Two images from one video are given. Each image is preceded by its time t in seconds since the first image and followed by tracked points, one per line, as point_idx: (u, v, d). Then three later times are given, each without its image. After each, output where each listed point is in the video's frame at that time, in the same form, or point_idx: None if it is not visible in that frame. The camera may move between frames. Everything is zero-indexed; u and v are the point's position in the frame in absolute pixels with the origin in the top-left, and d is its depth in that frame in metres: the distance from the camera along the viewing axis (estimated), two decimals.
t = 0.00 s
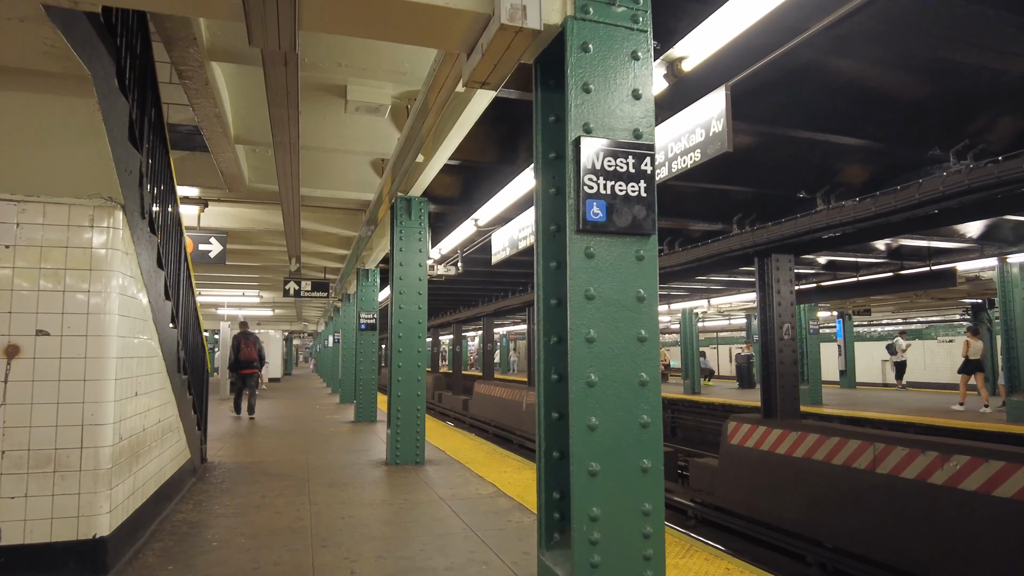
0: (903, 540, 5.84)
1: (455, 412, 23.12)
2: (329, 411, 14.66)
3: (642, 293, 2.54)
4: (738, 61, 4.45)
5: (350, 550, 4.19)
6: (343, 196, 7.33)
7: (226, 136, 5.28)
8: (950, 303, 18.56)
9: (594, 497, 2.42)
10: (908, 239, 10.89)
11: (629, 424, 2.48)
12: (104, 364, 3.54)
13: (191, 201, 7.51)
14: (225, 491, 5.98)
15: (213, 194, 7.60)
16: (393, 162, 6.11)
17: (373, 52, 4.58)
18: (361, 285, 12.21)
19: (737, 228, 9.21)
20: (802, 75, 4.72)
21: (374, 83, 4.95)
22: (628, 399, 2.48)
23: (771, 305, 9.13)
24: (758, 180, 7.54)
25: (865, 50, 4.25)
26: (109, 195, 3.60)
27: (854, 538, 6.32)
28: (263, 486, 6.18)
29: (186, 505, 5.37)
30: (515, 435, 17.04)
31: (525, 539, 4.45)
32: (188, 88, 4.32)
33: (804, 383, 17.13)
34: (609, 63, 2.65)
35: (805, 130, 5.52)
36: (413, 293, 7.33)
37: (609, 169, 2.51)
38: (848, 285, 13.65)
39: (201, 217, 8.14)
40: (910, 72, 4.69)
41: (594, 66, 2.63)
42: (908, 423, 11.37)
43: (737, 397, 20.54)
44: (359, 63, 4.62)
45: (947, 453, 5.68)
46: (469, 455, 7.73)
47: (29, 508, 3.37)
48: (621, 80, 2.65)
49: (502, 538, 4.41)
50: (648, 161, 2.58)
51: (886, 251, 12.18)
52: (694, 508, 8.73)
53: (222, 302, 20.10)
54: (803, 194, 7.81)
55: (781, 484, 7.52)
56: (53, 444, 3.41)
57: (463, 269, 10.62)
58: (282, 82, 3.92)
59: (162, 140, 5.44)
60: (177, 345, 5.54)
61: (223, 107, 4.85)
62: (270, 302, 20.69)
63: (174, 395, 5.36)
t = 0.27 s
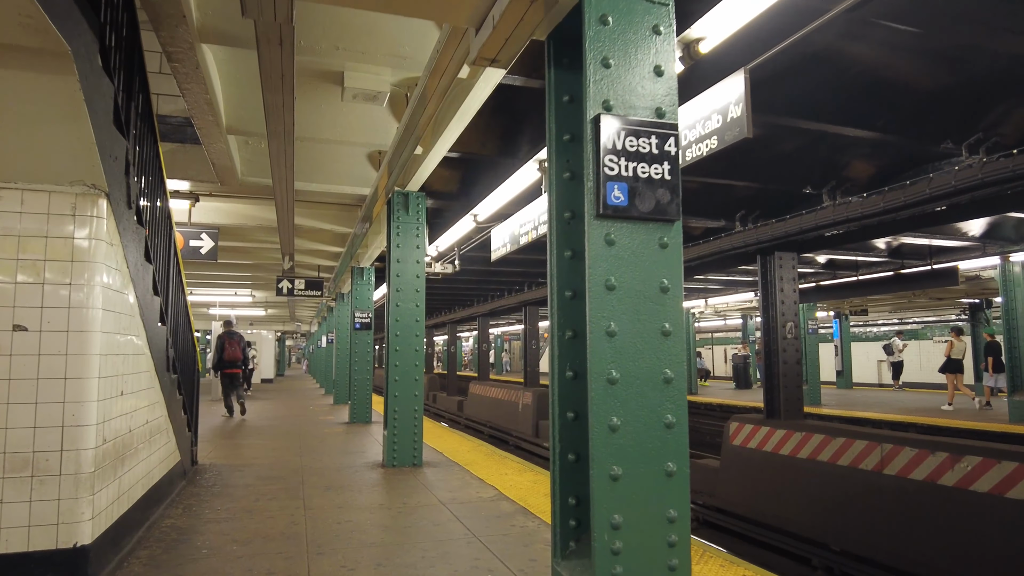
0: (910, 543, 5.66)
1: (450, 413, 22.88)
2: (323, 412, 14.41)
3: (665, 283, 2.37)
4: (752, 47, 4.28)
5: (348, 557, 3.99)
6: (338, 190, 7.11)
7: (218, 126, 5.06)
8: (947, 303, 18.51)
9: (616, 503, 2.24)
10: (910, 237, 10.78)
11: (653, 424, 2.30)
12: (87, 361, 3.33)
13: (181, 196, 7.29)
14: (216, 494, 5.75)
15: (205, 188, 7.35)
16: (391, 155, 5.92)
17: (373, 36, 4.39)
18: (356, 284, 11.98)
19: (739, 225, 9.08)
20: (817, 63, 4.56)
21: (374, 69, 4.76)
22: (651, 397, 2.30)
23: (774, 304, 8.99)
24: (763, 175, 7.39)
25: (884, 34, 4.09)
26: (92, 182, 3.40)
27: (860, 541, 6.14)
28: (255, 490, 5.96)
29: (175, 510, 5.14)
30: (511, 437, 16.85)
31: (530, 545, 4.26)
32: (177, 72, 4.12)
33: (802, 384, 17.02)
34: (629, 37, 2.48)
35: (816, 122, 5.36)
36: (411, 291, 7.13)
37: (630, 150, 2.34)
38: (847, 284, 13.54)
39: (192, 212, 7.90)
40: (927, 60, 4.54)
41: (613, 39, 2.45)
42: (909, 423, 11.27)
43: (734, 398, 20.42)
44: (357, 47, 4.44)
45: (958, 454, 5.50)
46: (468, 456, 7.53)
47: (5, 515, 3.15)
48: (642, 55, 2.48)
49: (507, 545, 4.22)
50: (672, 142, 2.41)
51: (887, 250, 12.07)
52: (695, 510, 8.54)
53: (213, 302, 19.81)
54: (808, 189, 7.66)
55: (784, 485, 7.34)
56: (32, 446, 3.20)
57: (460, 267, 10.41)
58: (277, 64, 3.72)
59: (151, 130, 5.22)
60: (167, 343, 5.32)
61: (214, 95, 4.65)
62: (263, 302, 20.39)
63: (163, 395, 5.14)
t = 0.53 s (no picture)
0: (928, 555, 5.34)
1: (450, 415, 22.60)
2: (321, 414, 14.14)
3: (702, 282, 2.12)
4: (775, 30, 4.02)
5: None
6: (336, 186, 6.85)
7: (210, 117, 4.80)
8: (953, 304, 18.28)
9: (648, 529, 1.98)
10: (922, 236, 10.53)
11: (689, 440, 2.05)
12: (64, 367, 3.07)
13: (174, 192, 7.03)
14: (208, 504, 5.48)
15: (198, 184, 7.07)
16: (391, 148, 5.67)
17: (374, 19, 4.15)
18: (354, 284, 11.71)
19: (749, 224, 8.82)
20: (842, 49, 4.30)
21: (374, 56, 4.53)
22: (688, 409, 2.05)
23: (785, 305, 8.73)
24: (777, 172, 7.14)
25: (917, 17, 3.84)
26: (70, 172, 3.15)
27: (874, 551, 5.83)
28: (249, 499, 5.69)
29: (164, 521, 4.88)
30: (512, 439, 16.58)
31: (541, 561, 4.00)
32: (165, 57, 3.86)
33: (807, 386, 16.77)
34: (661, 8, 2.23)
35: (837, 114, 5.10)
36: (412, 291, 6.88)
37: (663, 132, 2.09)
38: (855, 284, 13.29)
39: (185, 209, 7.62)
40: (959, 46, 4.29)
41: (643, 10, 2.20)
42: (920, 427, 11.02)
43: (737, 400, 20.16)
44: (356, 30, 4.21)
45: (982, 461, 5.21)
46: (471, 462, 7.26)
47: None
48: (674, 28, 2.23)
49: (517, 561, 3.96)
50: (709, 124, 2.16)
51: (896, 250, 11.83)
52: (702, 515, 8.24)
53: (210, 302, 19.55)
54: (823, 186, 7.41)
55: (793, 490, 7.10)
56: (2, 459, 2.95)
57: (461, 266, 10.15)
58: (270, 45, 3.46)
59: (139, 121, 4.96)
60: (156, 345, 5.04)
61: (206, 83, 4.40)
62: (260, 302, 20.10)
63: (152, 401, 4.88)
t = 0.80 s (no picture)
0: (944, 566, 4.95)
1: (451, 417, 22.38)
2: (320, 417, 13.92)
3: (738, 278, 1.91)
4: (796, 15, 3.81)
5: None
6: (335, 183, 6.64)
7: (202, 109, 4.61)
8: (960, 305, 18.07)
9: (680, 555, 1.77)
10: (932, 236, 10.31)
11: (724, 454, 1.84)
12: (41, 370, 2.87)
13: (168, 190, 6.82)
14: (201, 512, 5.26)
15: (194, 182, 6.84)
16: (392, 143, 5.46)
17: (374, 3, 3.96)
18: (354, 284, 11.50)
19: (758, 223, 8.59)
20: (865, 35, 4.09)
21: (374, 43, 4.34)
22: (723, 420, 1.84)
23: (795, 306, 8.51)
24: (788, 169, 6.93)
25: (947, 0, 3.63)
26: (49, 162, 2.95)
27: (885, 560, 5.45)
28: (244, 507, 5.47)
29: (154, 531, 4.66)
30: (514, 442, 16.37)
31: None
32: (154, 43, 3.67)
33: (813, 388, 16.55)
34: None
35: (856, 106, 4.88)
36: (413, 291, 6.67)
37: (695, 113, 1.88)
38: (863, 285, 13.08)
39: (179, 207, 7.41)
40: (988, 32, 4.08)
41: None
42: (931, 431, 10.79)
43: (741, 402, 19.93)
44: (355, 14, 4.03)
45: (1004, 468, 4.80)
46: (474, 468, 7.04)
47: None
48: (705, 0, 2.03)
49: None
50: (744, 104, 1.95)
51: (905, 250, 11.61)
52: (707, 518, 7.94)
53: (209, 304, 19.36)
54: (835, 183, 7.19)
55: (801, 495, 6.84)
56: None
57: (463, 267, 9.93)
58: (263, 27, 3.25)
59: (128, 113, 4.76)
60: (146, 347, 4.83)
61: (197, 72, 4.20)
62: (259, 303, 19.89)
63: (142, 406, 4.68)
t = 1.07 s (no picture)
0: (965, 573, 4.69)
1: (450, 418, 22.18)
2: (317, 417, 13.71)
3: (768, 260, 1.72)
4: None
5: None
6: (331, 176, 6.44)
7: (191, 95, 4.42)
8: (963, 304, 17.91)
9: (707, 568, 1.57)
10: (940, 233, 10.13)
11: (755, 454, 1.65)
12: (10, 366, 2.68)
13: (159, 182, 6.61)
14: (191, 515, 5.07)
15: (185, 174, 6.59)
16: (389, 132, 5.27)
17: None
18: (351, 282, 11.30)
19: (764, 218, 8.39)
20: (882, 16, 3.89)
21: (370, 25, 4.17)
22: (754, 417, 1.65)
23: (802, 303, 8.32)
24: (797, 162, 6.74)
25: None
26: (19, 144, 2.76)
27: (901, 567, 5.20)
28: (236, 510, 5.26)
29: (140, 535, 4.46)
30: (514, 443, 16.18)
31: None
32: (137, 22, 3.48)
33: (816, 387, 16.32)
34: None
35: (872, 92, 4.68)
36: (411, 287, 6.48)
37: (721, 76, 1.70)
38: (868, 283, 12.89)
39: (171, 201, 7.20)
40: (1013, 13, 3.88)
41: None
42: (937, 431, 10.61)
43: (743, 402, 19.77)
44: None
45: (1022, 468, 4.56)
46: (474, 470, 6.86)
47: None
48: None
49: None
50: (774, 68, 1.76)
51: (911, 247, 11.43)
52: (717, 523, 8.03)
53: (206, 303, 19.18)
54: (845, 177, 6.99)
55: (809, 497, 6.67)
56: None
57: (462, 264, 9.73)
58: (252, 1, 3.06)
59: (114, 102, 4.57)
60: (133, 343, 4.62)
61: (185, 54, 4.02)
62: (256, 302, 19.67)
63: (129, 405, 4.48)
